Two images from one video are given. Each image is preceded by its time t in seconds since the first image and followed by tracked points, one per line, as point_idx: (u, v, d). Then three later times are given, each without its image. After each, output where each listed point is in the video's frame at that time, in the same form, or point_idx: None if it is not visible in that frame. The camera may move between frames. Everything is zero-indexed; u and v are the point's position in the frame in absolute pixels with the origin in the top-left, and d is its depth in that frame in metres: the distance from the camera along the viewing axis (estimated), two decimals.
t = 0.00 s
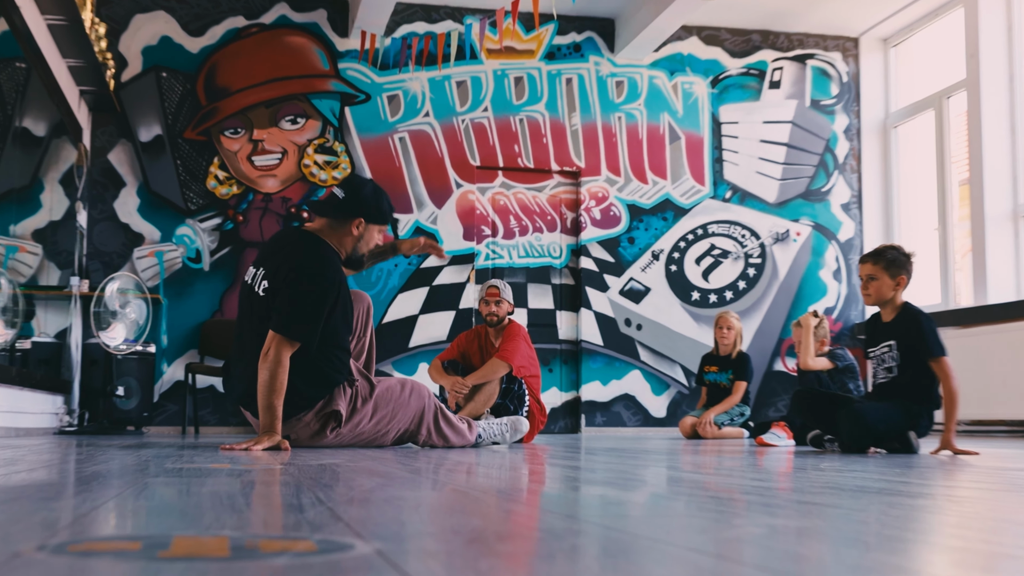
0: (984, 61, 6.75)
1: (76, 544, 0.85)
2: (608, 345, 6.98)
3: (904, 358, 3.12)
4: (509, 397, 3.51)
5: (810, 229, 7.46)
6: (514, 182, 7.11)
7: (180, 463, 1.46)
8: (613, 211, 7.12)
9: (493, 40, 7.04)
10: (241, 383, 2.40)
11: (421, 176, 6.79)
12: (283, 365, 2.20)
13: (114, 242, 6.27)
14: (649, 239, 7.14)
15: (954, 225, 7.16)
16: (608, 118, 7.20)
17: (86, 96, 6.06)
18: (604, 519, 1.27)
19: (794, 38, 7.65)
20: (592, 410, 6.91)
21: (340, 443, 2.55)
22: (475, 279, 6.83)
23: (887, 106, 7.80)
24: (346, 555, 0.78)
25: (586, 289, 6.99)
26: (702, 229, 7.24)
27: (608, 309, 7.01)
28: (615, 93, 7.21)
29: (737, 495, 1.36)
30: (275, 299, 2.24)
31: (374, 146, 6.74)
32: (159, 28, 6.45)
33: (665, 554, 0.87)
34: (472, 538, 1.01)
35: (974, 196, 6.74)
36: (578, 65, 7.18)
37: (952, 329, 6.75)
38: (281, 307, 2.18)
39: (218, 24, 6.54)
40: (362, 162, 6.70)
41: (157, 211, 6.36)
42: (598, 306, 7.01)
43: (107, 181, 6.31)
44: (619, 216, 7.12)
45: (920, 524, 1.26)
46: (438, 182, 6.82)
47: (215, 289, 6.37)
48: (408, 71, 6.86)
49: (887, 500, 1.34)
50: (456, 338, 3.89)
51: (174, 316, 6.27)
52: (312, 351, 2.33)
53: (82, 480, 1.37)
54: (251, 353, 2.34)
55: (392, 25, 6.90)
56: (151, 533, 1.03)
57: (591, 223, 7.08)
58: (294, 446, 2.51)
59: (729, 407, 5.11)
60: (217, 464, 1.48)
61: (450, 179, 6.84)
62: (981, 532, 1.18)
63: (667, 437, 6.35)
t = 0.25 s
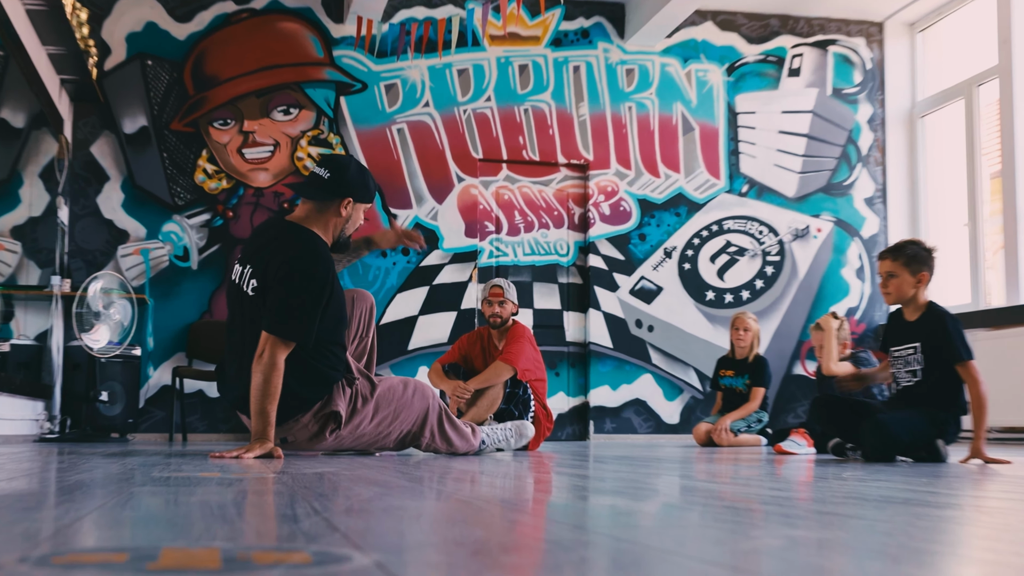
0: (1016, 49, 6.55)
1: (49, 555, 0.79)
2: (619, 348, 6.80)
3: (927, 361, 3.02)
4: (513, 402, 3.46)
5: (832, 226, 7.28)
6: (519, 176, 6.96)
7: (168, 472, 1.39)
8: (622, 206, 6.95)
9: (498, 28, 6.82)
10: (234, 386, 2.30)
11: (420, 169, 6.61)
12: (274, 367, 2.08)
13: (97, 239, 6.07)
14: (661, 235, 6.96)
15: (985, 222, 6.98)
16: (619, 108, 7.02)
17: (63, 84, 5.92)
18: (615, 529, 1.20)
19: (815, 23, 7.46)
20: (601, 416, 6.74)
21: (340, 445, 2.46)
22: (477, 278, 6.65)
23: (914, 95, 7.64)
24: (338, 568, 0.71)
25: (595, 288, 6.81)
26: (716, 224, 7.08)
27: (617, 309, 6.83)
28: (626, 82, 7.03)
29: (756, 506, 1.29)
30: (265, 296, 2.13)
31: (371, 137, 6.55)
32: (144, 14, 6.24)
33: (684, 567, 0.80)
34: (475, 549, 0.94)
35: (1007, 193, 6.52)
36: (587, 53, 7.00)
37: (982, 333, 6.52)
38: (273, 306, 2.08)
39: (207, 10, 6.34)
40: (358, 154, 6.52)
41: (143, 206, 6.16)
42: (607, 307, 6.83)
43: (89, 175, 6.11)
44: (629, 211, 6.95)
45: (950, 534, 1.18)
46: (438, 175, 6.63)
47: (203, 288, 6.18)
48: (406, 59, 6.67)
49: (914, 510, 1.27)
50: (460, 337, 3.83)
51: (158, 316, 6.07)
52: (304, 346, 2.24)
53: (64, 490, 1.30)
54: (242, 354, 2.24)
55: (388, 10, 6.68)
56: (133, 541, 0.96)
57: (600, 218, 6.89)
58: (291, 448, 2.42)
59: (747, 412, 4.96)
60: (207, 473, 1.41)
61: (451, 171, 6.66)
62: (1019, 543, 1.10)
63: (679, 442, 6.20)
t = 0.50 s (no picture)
0: None
1: (34, 567, 0.73)
2: (630, 349, 6.31)
3: (950, 360, 2.94)
4: (519, 405, 3.36)
5: (854, 220, 6.79)
6: (526, 167, 6.43)
7: (156, 480, 1.33)
8: (635, 200, 6.44)
9: (501, 11, 6.31)
10: (229, 393, 2.23)
11: (421, 162, 6.10)
12: (273, 369, 2.02)
13: (83, 235, 5.59)
14: (674, 230, 6.45)
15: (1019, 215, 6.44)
16: (629, 97, 6.49)
17: (48, 74, 5.35)
18: (627, 538, 1.13)
19: (838, 7, 6.92)
20: (610, 420, 6.24)
21: (340, 454, 2.40)
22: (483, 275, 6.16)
23: (941, 83, 7.14)
24: None
25: (604, 286, 6.32)
26: (734, 220, 6.57)
27: (628, 308, 6.34)
28: (637, 69, 6.51)
29: (774, 514, 1.22)
30: (263, 296, 2.08)
31: (370, 127, 6.05)
32: None
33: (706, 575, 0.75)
34: (482, 557, 0.88)
35: None
36: (596, 38, 6.45)
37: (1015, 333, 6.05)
38: (271, 305, 2.02)
39: None
40: (356, 146, 6.01)
41: (131, 201, 5.68)
42: (618, 306, 6.33)
43: (74, 168, 5.62)
44: (640, 205, 6.44)
45: (980, 542, 1.12)
46: (439, 168, 6.13)
47: (195, 286, 5.70)
48: (406, 45, 6.16)
49: (940, 519, 1.21)
50: (463, 338, 3.75)
51: (148, 316, 5.60)
52: (303, 350, 2.17)
53: (48, 497, 1.23)
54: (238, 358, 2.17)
55: None
56: (121, 546, 0.90)
57: (609, 213, 6.39)
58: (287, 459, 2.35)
59: (766, 417, 4.62)
60: (198, 480, 1.34)
61: (452, 163, 6.15)
62: None
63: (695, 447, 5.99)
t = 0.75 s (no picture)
0: None
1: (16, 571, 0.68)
2: (646, 347, 6.04)
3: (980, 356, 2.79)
4: (530, 406, 3.31)
5: (882, 211, 6.56)
6: (539, 157, 6.10)
7: (152, 484, 1.26)
8: (651, 191, 6.19)
9: None
10: (228, 392, 2.18)
11: (428, 151, 5.83)
12: (273, 368, 1.96)
13: (73, 228, 5.26)
14: (693, 223, 6.22)
15: None
16: (645, 82, 6.24)
17: (36, 60, 5.04)
18: (645, 543, 1.07)
19: None
20: (626, 421, 5.97)
21: (346, 455, 2.34)
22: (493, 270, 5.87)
23: (974, 67, 6.89)
24: None
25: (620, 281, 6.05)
26: (755, 211, 6.34)
27: (645, 304, 6.08)
28: (654, 53, 6.26)
29: (798, 519, 1.16)
30: (257, 291, 2.02)
31: (372, 116, 5.75)
32: None
33: None
34: (493, 563, 0.82)
35: None
36: (610, 21, 6.19)
37: None
38: (267, 302, 1.96)
39: None
40: (360, 135, 5.72)
41: (123, 192, 5.35)
42: (634, 302, 6.08)
43: (63, 158, 5.28)
44: (657, 196, 6.19)
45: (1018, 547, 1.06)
46: (448, 158, 5.87)
47: (191, 282, 5.40)
48: (411, 29, 5.87)
49: (973, 524, 1.15)
50: (471, 335, 3.68)
51: (142, 313, 5.29)
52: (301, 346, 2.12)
53: (38, 501, 1.17)
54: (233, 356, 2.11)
55: None
56: (113, 550, 0.85)
57: (625, 205, 6.11)
58: (291, 460, 2.31)
59: (789, 417, 4.46)
60: (196, 484, 1.28)
61: (460, 154, 5.89)
62: None
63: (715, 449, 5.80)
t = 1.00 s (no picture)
0: None
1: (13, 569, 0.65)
2: (663, 343, 5.92)
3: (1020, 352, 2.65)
4: (545, 403, 3.27)
5: (909, 202, 6.35)
6: (554, 146, 5.96)
7: (158, 483, 1.23)
8: (667, 181, 6.05)
9: None
10: (233, 387, 2.15)
11: (438, 141, 5.73)
12: (283, 364, 1.95)
13: (74, 222, 5.18)
14: (712, 215, 6.07)
15: None
16: (663, 69, 6.09)
17: (37, 49, 4.97)
18: (665, 543, 1.04)
19: None
20: (643, 420, 5.84)
21: (354, 450, 2.30)
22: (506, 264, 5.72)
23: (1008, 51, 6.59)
24: None
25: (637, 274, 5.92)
26: (776, 202, 6.18)
27: (661, 298, 5.95)
28: (672, 40, 6.10)
29: (821, 520, 1.12)
30: (260, 286, 1.98)
31: (382, 105, 5.65)
32: None
33: None
34: (508, 564, 0.79)
35: None
36: (628, 7, 6.07)
37: None
38: (272, 297, 1.93)
39: None
40: (368, 124, 5.61)
41: (126, 184, 5.27)
42: (651, 297, 5.95)
43: (65, 150, 5.21)
44: (675, 187, 6.05)
45: None
46: (458, 148, 5.75)
47: (196, 276, 5.31)
48: (422, 16, 5.76)
49: (1005, 526, 1.10)
50: (486, 330, 3.65)
51: (147, 309, 5.21)
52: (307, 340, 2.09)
53: (42, 500, 1.15)
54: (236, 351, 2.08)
55: None
56: (116, 551, 0.82)
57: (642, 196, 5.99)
58: (299, 455, 2.27)
59: (813, 416, 4.37)
60: (202, 483, 1.25)
61: (472, 144, 5.78)
62: None
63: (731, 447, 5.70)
